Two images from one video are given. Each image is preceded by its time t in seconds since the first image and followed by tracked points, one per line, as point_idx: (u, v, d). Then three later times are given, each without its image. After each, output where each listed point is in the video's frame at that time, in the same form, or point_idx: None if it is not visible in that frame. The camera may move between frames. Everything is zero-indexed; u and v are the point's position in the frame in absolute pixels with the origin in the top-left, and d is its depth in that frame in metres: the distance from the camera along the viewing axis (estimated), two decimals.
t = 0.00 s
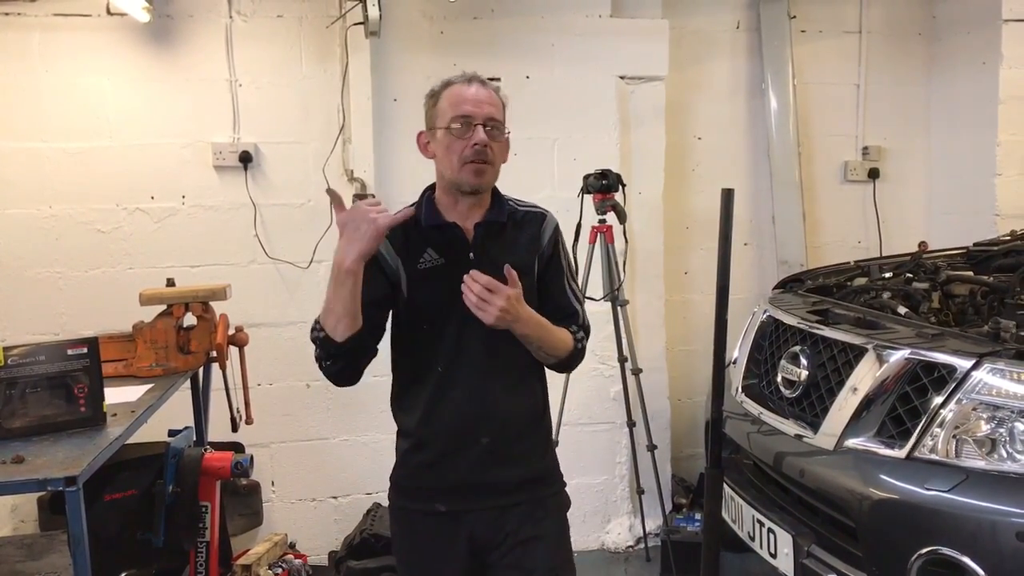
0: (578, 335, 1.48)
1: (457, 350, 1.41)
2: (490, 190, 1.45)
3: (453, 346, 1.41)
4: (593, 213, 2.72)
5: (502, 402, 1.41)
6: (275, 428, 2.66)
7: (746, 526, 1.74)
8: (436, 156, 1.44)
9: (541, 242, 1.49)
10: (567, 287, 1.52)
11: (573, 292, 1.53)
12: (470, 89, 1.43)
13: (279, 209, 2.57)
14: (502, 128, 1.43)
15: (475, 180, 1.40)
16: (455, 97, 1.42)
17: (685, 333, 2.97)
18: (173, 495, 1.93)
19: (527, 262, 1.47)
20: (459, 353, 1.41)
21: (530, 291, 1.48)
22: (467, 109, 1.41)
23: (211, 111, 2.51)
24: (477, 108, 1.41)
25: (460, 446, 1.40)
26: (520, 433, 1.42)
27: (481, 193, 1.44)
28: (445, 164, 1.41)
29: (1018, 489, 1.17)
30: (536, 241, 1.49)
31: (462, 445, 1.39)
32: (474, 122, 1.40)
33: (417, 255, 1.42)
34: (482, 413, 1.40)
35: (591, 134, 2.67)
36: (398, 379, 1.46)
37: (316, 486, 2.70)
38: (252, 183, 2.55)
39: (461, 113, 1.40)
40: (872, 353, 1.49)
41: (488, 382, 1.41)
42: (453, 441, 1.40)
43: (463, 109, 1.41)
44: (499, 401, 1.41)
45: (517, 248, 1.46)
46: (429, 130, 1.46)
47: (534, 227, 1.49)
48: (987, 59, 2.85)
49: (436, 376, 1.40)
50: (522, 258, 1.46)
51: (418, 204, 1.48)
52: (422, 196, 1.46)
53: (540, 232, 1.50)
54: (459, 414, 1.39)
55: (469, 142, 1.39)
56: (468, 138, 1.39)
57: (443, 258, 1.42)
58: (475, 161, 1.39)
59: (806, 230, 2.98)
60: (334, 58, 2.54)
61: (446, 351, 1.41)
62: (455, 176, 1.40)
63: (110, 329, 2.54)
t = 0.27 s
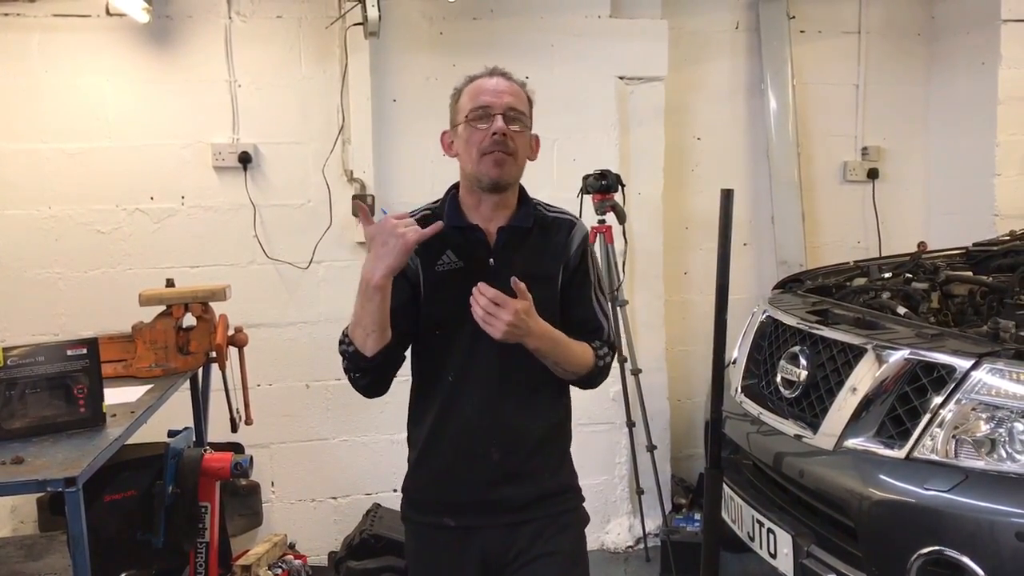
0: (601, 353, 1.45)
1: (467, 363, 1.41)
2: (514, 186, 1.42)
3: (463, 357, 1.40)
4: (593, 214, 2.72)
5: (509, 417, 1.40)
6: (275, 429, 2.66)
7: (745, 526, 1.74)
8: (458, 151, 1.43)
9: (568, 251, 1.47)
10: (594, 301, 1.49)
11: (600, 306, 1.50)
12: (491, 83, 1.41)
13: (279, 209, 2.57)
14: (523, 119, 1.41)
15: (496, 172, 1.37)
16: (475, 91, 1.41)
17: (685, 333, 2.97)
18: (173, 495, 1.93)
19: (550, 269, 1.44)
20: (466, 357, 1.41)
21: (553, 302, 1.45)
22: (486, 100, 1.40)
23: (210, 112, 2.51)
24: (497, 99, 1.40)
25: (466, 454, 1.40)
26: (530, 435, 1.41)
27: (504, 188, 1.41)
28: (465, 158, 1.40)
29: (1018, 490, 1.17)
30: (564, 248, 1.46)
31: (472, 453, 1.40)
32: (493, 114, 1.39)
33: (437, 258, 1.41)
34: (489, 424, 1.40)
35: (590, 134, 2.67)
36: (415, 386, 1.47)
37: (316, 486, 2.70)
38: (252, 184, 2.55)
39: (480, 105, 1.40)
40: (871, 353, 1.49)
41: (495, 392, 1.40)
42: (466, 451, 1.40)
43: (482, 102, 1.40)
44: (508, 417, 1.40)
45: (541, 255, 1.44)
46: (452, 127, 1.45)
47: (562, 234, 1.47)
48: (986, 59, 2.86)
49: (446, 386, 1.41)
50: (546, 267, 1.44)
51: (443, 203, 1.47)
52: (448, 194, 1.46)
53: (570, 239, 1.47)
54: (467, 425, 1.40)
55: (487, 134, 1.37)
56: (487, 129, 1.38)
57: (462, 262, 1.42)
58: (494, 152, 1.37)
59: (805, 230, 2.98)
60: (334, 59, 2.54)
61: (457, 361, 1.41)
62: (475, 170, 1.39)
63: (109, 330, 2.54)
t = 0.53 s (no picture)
0: (634, 356, 1.37)
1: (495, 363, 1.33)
2: (543, 178, 1.35)
3: (489, 357, 1.34)
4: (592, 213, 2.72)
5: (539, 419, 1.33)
6: (274, 429, 2.65)
7: (745, 525, 1.74)
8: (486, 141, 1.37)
9: (600, 247, 1.39)
10: (629, 301, 1.41)
11: (635, 305, 1.42)
12: (523, 70, 1.36)
13: (278, 209, 2.57)
14: (555, 108, 1.35)
15: (525, 163, 1.31)
16: (506, 79, 1.36)
17: (685, 333, 2.96)
18: (172, 496, 1.93)
19: (580, 269, 1.36)
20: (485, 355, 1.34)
21: (584, 301, 1.37)
22: (517, 88, 1.34)
23: (209, 112, 2.51)
24: (528, 86, 1.34)
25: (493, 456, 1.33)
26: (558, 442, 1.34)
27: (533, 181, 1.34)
28: (494, 148, 1.34)
29: (1017, 489, 1.17)
30: (596, 247, 1.38)
31: (494, 458, 1.33)
32: (524, 102, 1.34)
33: (461, 253, 1.34)
34: (517, 428, 1.32)
35: (589, 134, 2.67)
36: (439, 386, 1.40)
37: (315, 486, 2.70)
38: (251, 184, 2.55)
39: (511, 92, 1.35)
40: (871, 353, 1.49)
41: (523, 395, 1.32)
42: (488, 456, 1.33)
43: (513, 90, 1.35)
44: (538, 422, 1.33)
45: (571, 254, 1.36)
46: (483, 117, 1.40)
47: (594, 230, 1.40)
48: (986, 58, 2.86)
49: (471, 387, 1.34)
50: (576, 263, 1.36)
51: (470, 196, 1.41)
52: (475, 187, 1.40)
53: (602, 237, 1.39)
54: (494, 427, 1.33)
55: (516, 122, 1.31)
56: (517, 117, 1.32)
57: (489, 257, 1.35)
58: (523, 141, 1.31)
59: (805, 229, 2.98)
60: (332, 59, 2.54)
61: (483, 361, 1.34)
62: (503, 161, 1.33)
63: (108, 330, 2.54)
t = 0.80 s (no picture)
0: (665, 364, 1.32)
1: (525, 365, 1.29)
2: (581, 173, 1.31)
3: (517, 357, 1.30)
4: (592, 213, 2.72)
5: (568, 424, 1.29)
6: (273, 429, 2.65)
7: (744, 525, 1.74)
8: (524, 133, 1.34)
9: (635, 249, 1.35)
10: (663, 305, 1.35)
11: (669, 310, 1.36)
12: (563, 62, 1.33)
13: (277, 209, 2.57)
14: (596, 101, 1.31)
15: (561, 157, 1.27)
16: (546, 70, 1.33)
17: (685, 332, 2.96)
18: (171, 495, 1.92)
19: (616, 269, 1.32)
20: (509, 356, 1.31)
21: (616, 305, 1.33)
22: (557, 79, 1.30)
23: (208, 111, 2.51)
24: (568, 78, 1.30)
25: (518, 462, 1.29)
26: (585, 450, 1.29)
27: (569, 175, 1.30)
28: (530, 141, 1.31)
29: (1016, 488, 1.17)
30: (632, 248, 1.34)
31: (519, 462, 1.29)
32: (563, 93, 1.30)
33: (493, 250, 1.31)
34: (546, 433, 1.28)
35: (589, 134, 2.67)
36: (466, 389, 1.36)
37: (315, 486, 2.70)
38: (250, 184, 2.55)
39: (551, 84, 1.31)
40: (870, 352, 1.49)
41: (552, 399, 1.28)
42: (514, 460, 1.29)
43: (553, 81, 1.31)
44: (567, 427, 1.29)
45: (606, 254, 1.33)
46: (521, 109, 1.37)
47: (629, 231, 1.36)
48: (985, 57, 2.87)
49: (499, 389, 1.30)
50: (609, 266, 1.32)
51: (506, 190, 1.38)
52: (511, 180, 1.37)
53: (637, 239, 1.36)
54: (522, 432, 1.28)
55: (556, 114, 1.28)
56: (555, 110, 1.28)
57: (520, 255, 1.31)
58: (560, 134, 1.27)
59: (804, 229, 2.98)
60: (331, 59, 2.54)
61: (511, 362, 1.30)
62: (539, 154, 1.29)
63: (107, 331, 2.54)
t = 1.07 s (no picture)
0: (680, 374, 1.33)
1: (547, 366, 1.29)
2: (606, 181, 1.32)
3: (539, 357, 1.29)
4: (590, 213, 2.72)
5: (587, 426, 1.29)
6: (272, 429, 2.65)
7: (743, 525, 1.74)
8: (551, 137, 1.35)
9: (657, 255, 1.37)
10: (679, 315, 1.38)
11: (683, 321, 1.38)
12: (595, 68, 1.32)
13: (276, 209, 2.57)
14: (626, 109, 1.31)
15: (587, 166, 1.28)
16: (577, 75, 1.33)
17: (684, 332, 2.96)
18: (170, 496, 1.93)
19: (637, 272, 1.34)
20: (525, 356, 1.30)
21: (635, 309, 1.34)
22: (588, 85, 1.31)
23: (207, 111, 2.51)
24: (599, 85, 1.30)
25: (536, 462, 1.27)
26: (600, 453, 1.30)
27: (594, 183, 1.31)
28: (557, 145, 1.31)
29: (1014, 488, 1.17)
30: (654, 253, 1.36)
31: (537, 464, 1.28)
32: (594, 100, 1.30)
33: (514, 248, 1.31)
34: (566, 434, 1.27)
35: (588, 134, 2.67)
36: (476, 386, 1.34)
37: (314, 486, 2.70)
38: (249, 183, 2.55)
39: (582, 89, 1.31)
40: (869, 352, 1.49)
41: (574, 399, 1.28)
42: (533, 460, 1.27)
43: (583, 88, 1.31)
44: (586, 430, 1.29)
45: (627, 257, 1.34)
46: (551, 111, 1.37)
47: (650, 238, 1.37)
48: (985, 58, 2.89)
49: (519, 389, 1.29)
50: (631, 269, 1.33)
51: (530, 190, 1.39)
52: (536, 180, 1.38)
53: (659, 245, 1.37)
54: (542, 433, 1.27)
55: (584, 121, 1.28)
56: (584, 116, 1.29)
57: (542, 255, 1.31)
58: (588, 142, 1.27)
59: (803, 229, 2.98)
60: (330, 59, 2.54)
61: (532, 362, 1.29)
62: (565, 160, 1.30)
63: (106, 331, 2.53)
